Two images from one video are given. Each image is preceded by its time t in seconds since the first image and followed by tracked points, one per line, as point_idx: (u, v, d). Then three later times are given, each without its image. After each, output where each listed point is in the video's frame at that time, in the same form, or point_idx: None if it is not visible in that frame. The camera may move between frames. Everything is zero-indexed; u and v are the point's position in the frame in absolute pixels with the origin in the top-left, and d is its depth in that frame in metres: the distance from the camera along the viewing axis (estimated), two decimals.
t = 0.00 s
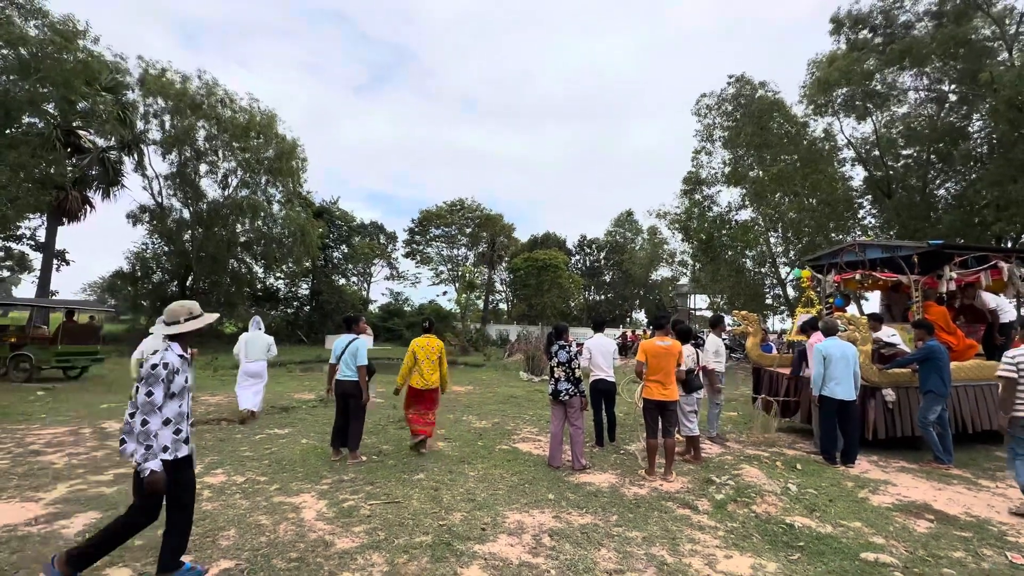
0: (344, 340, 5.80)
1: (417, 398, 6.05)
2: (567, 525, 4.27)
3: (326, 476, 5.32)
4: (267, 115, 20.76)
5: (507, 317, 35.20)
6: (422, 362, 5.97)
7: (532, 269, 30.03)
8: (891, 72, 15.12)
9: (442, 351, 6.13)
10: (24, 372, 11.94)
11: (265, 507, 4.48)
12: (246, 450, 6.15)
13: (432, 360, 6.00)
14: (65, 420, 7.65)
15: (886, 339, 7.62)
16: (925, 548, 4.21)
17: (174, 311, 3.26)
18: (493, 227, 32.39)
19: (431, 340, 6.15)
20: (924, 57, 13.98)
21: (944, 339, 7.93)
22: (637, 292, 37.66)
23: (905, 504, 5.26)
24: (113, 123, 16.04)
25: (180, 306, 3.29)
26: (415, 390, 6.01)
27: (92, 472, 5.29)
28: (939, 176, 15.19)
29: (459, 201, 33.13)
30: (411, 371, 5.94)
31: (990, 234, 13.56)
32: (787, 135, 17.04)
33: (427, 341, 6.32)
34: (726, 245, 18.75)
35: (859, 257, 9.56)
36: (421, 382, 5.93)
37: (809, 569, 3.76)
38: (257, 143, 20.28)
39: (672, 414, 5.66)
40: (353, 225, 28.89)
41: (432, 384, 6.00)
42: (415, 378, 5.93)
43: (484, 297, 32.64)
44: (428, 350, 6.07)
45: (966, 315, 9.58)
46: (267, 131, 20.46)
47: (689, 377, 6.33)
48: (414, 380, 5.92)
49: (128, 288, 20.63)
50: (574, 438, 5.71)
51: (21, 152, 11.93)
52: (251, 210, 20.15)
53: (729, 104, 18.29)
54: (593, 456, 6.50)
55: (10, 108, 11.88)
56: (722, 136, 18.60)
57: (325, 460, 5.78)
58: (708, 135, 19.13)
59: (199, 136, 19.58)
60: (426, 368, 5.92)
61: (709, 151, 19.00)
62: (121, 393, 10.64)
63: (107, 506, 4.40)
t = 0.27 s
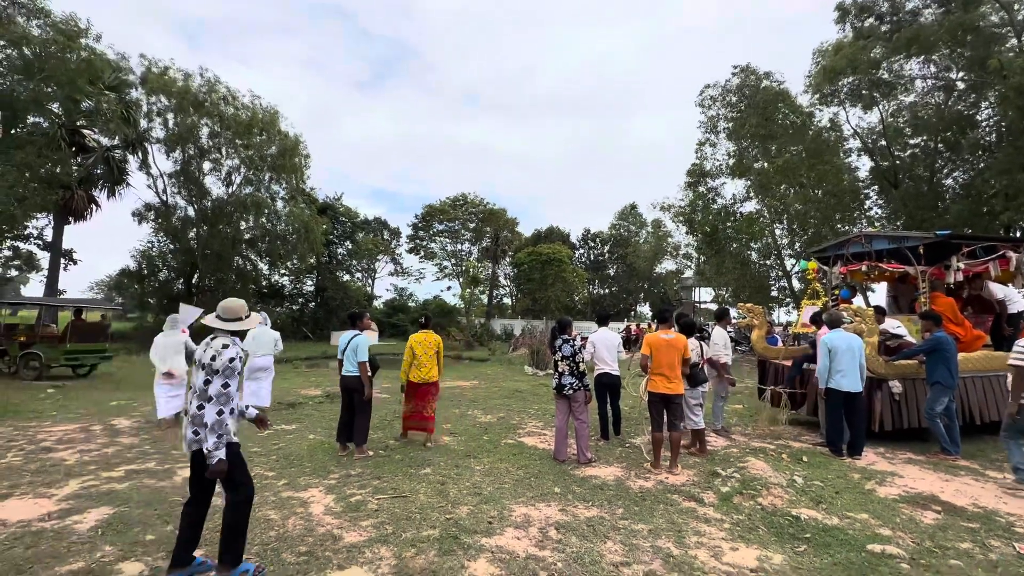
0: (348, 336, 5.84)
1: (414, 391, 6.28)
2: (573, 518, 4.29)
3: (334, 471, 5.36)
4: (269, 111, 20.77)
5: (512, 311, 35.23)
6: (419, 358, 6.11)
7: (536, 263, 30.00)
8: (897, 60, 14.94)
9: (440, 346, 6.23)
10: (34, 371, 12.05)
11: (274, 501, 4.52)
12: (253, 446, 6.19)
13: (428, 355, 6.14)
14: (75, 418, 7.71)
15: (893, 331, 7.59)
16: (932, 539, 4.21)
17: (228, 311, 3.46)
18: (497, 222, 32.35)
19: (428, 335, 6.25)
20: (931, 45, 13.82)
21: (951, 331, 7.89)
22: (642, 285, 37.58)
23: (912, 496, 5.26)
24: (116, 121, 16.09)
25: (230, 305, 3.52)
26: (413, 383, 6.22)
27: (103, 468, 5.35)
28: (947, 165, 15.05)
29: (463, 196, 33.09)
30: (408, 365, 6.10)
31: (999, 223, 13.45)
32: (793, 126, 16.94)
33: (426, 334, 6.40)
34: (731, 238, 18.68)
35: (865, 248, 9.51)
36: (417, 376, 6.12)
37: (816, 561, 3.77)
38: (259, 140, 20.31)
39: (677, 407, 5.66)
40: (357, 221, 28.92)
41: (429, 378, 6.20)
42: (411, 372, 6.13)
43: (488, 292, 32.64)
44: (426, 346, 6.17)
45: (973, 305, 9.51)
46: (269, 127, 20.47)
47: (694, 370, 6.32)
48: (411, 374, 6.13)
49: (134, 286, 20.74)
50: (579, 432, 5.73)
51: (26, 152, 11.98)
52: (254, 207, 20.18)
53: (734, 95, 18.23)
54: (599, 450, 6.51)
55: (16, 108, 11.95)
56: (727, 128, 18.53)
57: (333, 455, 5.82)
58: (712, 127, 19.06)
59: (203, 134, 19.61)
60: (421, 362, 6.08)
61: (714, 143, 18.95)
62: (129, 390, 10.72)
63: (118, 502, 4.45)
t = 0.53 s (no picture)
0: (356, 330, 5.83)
1: (412, 383, 6.33)
2: (579, 509, 4.32)
3: (342, 463, 5.40)
4: (272, 106, 20.78)
5: (517, 304, 35.27)
6: (414, 350, 6.14)
7: (541, 256, 29.98)
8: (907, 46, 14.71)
9: (435, 338, 6.24)
10: (47, 366, 12.21)
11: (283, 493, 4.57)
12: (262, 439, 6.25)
13: (423, 347, 6.17)
14: (87, 412, 7.82)
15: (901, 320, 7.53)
16: (940, 528, 4.20)
17: (281, 308, 3.51)
18: (501, 215, 32.32)
19: (423, 327, 6.30)
20: (942, 30, 13.62)
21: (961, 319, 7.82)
22: (647, 277, 37.50)
23: (921, 486, 5.25)
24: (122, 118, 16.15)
25: (280, 300, 3.53)
26: (410, 375, 6.27)
27: (116, 461, 5.42)
28: (957, 152, 14.88)
29: (467, 189, 33.05)
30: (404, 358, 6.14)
31: (1009, 211, 13.32)
32: (801, 114, 16.81)
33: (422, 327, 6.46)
34: (737, 228, 18.59)
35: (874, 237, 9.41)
36: (414, 368, 6.17)
37: (823, 551, 3.78)
38: (263, 135, 20.33)
39: (683, 398, 5.66)
40: (362, 215, 28.98)
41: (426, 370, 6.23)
42: (409, 365, 6.19)
43: (493, 285, 32.71)
44: (421, 338, 6.21)
45: (983, 294, 9.43)
46: (273, 122, 20.49)
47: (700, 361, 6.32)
48: (408, 366, 6.20)
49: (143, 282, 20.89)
50: (585, 423, 5.75)
51: (32, 149, 12.05)
52: (259, 202, 20.24)
53: (740, 83, 18.10)
54: (606, 441, 6.52)
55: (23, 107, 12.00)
56: (733, 117, 18.41)
57: (341, 448, 5.86)
58: (718, 116, 18.93)
59: (207, 130, 19.66)
60: (416, 355, 6.13)
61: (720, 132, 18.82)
62: (139, 385, 10.83)
63: (132, 494, 4.51)
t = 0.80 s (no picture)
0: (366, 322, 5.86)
1: (414, 374, 6.42)
2: (589, 497, 4.34)
3: (353, 452, 5.45)
4: (278, 98, 20.78)
5: (524, 295, 35.28)
6: (414, 341, 6.27)
7: (548, 247, 29.94)
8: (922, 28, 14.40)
9: (434, 328, 6.32)
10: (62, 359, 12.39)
11: (296, 482, 4.63)
12: (274, 429, 6.32)
13: (423, 337, 6.28)
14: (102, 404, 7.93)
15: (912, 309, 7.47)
16: (951, 516, 4.20)
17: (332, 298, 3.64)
18: (508, 205, 32.27)
19: (422, 318, 6.42)
20: (957, 12, 13.36)
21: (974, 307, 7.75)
22: (654, 267, 37.37)
23: (931, 474, 5.23)
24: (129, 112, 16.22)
25: (331, 291, 3.67)
26: (413, 365, 6.37)
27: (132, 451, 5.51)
28: (972, 137, 14.65)
29: (473, 180, 32.99)
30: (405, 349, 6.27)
31: None
32: (811, 100, 16.61)
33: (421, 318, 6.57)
34: (746, 217, 18.46)
35: (886, 224, 9.30)
36: (415, 359, 6.28)
37: (833, 539, 3.78)
38: (269, 128, 20.36)
39: (691, 388, 5.66)
40: (368, 207, 29.01)
41: (428, 361, 6.34)
42: (411, 355, 6.32)
43: (500, 276, 32.75)
44: (421, 329, 6.31)
45: (996, 281, 9.32)
46: (278, 114, 20.50)
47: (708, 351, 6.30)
48: (410, 356, 6.32)
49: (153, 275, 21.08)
50: (593, 413, 5.76)
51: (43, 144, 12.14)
52: (267, 195, 20.31)
53: (750, 69, 17.91)
54: (614, 431, 6.54)
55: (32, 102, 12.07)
56: (742, 103, 18.23)
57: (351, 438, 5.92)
58: (727, 103, 18.75)
59: (214, 123, 19.71)
60: (416, 346, 6.25)
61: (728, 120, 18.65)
62: (152, 376, 10.97)
63: (148, 483, 4.58)
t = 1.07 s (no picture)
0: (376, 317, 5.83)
1: (417, 365, 6.45)
2: (594, 488, 4.36)
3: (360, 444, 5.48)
4: (282, 92, 20.76)
5: (529, 288, 35.29)
6: (418, 334, 6.28)
7: (552, 239, 29.90)
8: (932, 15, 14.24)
9: (437, 321, 6.30)
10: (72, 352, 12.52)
11: (304, 473, 4.67)
12: (282, 422, 6.37)
13: (426, 331, 6.28)
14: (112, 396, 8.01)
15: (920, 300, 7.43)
16: (957, 507, 4.19)
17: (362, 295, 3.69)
18: (512, 198, 32.23)
19: (424, 311, 6.40)
20: None
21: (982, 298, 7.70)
22: (659, 259, 37.28)
23: (938, 465, 5.22)
24: (133, 107, 16.26)
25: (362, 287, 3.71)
26: (415, 357, 6.40)
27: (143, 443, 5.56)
28: (982, 125, 14.49)
29: (477, 172, 32.94)
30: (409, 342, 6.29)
31: None
32: (819, 89, 16.48)
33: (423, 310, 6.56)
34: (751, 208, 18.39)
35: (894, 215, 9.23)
36: (417, 351, 6.32)
37: (839, 529, 3.79)
38: (273, 122, 20.35)
39: (697, 380, 5.67)
40: (373, 200, 29.02)
41: (429, 352, 6.38)
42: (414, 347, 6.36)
43: (505, 268, 32.76)
44: (423, 321, 6.31)
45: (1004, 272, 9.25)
46: (282, 108, 20.48)
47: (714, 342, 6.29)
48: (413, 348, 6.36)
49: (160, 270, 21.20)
50: (598, 405, 5.77)
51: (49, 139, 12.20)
52: (271, 189, 20.33)
53: (758, 58, 17.79)
54: (619, 423, 6.55)
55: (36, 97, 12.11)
56: (749, 93, 18.12)
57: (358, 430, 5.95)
58: (733, 93, 18.63)
59: (218, 117, 19.72)
60: (419, 339, 6.27)
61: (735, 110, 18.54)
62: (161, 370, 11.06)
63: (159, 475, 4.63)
